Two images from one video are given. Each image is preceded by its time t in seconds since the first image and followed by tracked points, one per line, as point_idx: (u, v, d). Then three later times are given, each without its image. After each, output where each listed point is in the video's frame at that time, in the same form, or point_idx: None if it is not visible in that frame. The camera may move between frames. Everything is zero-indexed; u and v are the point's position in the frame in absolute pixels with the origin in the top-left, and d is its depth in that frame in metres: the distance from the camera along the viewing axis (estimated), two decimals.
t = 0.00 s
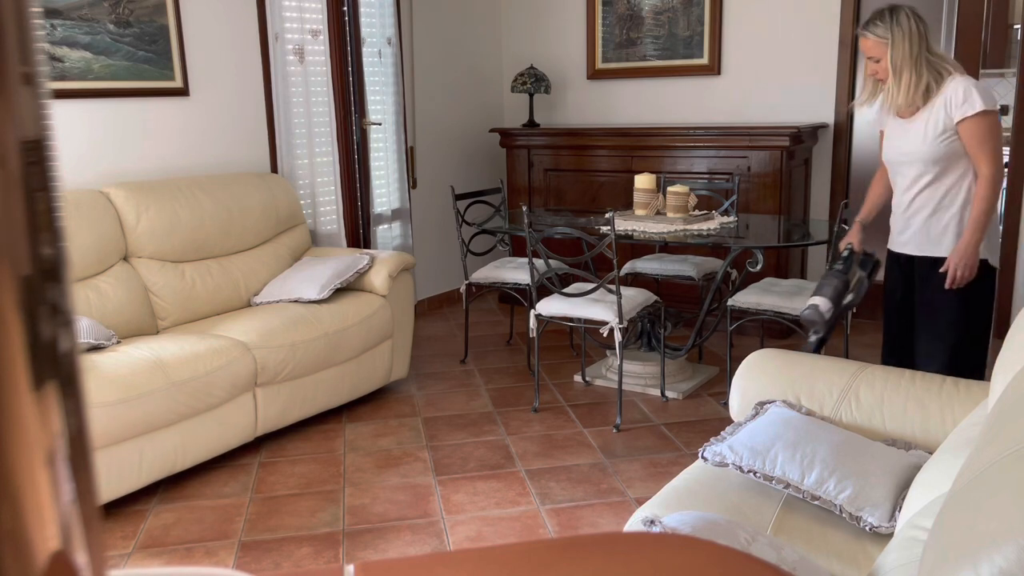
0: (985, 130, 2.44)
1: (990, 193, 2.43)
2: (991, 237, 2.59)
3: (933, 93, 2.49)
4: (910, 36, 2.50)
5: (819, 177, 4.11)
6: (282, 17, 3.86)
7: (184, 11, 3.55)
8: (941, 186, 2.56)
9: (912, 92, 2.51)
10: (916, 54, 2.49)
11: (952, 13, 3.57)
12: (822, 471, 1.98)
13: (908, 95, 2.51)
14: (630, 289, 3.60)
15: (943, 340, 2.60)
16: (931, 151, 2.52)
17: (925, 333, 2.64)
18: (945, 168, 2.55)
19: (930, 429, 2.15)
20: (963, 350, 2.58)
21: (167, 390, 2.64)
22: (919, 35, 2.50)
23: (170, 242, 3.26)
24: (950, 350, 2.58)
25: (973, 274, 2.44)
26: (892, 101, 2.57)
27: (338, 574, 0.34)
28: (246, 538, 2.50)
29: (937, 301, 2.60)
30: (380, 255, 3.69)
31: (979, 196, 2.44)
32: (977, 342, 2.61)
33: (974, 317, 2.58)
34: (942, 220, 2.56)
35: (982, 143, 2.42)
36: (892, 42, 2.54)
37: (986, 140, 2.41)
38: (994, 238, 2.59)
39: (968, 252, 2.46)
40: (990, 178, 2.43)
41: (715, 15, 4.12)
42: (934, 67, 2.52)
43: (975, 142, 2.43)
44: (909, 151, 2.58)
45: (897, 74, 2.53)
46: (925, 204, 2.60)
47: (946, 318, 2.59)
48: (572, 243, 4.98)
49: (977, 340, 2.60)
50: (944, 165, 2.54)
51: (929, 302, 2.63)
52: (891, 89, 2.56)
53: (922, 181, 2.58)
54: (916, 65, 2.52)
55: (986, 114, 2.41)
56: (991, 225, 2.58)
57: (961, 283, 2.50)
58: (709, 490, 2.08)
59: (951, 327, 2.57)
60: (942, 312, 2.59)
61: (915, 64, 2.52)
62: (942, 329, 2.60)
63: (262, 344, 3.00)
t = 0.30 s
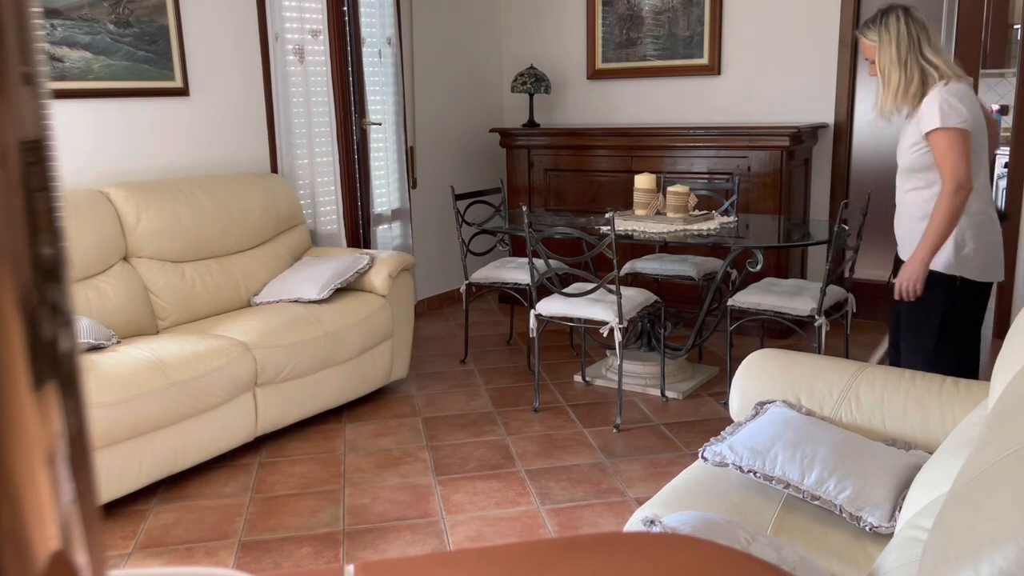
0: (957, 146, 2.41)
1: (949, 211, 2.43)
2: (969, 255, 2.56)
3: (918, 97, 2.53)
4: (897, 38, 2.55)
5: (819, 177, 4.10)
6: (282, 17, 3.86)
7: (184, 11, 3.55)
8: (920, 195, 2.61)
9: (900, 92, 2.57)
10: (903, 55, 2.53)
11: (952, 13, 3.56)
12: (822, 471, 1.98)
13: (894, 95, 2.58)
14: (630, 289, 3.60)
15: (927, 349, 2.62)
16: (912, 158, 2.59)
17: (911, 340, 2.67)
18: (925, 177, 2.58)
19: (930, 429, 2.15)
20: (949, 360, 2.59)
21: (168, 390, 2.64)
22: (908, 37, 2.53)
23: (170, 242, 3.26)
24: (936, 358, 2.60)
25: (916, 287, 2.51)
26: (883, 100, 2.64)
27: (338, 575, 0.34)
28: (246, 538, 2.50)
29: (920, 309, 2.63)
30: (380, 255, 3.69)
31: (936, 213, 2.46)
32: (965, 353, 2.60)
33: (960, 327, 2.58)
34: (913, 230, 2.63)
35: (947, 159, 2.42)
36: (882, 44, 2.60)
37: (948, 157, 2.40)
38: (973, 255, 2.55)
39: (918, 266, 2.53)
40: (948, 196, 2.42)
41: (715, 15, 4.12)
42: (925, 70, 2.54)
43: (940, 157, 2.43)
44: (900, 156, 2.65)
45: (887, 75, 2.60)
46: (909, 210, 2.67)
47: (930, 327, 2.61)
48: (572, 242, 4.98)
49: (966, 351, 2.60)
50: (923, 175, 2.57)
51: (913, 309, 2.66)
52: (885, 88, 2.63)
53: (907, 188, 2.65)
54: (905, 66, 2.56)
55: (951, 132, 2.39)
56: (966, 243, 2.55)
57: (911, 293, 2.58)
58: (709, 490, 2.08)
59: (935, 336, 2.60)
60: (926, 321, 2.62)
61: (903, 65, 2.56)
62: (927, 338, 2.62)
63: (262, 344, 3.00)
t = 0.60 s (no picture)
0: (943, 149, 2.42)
1: (929, 213, 2.44)
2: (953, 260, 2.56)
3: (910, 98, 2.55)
4: (889, 40, 2.56)
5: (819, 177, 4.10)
6: (282, 17, 3.86)
7: (184, 11, 3.55)
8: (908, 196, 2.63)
9: (894, 91, 2.60)
10: (896, 56, 2.55)
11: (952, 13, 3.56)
12: (822, 471, 1.98)
13: (887, 95, 2.60)
14: (630, 289, 3.60)
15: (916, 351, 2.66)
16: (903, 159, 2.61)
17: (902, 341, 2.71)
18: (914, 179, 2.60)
19: (930, 429, 2.15)
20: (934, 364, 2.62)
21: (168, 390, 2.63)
22: (900, 39, 2.54)
23: (170, 242, 3.26)
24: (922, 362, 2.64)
25: (889, 284, 2.56)
26: (879, 99, 2.66)
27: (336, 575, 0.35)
28: (246, 538, 2.50)
29: (911, 310, 2.68)
30: (380, 255, 3.69)
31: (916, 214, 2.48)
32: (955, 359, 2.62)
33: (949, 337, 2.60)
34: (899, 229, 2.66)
35: (930, 161, 2.42)
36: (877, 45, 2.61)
37: (929, 159, 2.41)
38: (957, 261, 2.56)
39: (894, 263, 2.57)
40: (927, 199, 2.44)
41: (715, 15, 4.12)
42: (919, 72, 2.54)
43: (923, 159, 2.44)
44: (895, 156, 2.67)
45: (883, 75, 2.62)
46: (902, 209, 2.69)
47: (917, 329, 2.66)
48: (572, 243, 4.98)
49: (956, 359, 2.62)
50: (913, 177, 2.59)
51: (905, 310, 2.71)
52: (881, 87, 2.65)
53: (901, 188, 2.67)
54: (898, 67, 2.57)
55: (935, 134, 2.40)
56: (947, 248, 2.56)
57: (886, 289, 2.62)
58: (709, 490, 2.08)
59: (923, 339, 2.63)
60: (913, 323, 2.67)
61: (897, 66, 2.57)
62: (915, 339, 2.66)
63: (262, 344, 3.00)
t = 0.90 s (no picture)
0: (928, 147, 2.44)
1: (914, 212, 2.47)
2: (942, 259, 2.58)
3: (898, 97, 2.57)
4: (876, 41, 2.59)
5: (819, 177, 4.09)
6: (282, 17, 3.86)
7: (184, 10, 3.55)
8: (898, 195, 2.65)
9: (882, 91, 2.61)
10: (882, 57, 2.57)
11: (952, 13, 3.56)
12: (822, 471, 1.98)
13: (875, 94, 2.62)
14: (630, 289, 3.60)
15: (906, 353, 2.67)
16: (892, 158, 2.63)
17: (891, 342, 2.72)
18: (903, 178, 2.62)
19: (930, 429, 2.16)
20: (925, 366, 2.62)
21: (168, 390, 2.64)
22: (887, 40, 2.56)
23: (170, 242, 3.26)
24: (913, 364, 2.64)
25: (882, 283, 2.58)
26: (869, 100, 2.68)
27: None
28: (246, 538, 2.50)
29: (900, 311, 2.69)
30: (380, 255, 3.69)
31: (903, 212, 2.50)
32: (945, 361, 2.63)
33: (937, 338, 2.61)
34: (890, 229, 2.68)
35: (916, 159, 2.45)
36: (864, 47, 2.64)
37: (914, 157, 2.44)
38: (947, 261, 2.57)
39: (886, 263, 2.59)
40: (913, 197, 2.46)
41: (715, 15, 4.11)
42: (906, 71, 2.56)
43: (909, 157, 2.46)
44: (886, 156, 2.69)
45: (871, 75, 2.64)
46: (894, 209, 2.71)
47: (906, 331, 2.67)
48: (572, 243, 4.98)
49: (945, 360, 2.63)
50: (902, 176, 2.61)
51: (893, 312, 2.72)
52: (870, 87, 2.66)
53: (892, 188, 2.69)
54: (886, 67, 2.60)
55: (919, 132, 2.42)
56: (936, 246, 2.58)
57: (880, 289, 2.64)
58: (709, 491, 2.08)
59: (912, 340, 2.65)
60: (902, 325, 2.68)
61: (885, 66, 2.60)
62: (906, 341, 2.67)
63: (262, 344, 3.00)
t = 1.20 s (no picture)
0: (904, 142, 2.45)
1: (892, 206, 2.48)
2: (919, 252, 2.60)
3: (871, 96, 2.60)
4: (847, 43, 2.63)
5: (820, 177, 4.10)
6: (282, 17, 3.86)
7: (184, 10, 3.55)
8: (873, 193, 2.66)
9: (855, 91, 2.64)
10: (855, 59, 2.61)
11: (952, 13, 3.54)
12: (822, 471, 1.98)
13: (847, 94, 2.65)
14: (630, 289, 3.60)
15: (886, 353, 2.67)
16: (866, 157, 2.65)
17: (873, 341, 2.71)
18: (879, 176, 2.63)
19: (930, 429, 2.16)
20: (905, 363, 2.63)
21: (168, 390, 2.64)
22: (858, 42, 2.61)
23: (170, 242, 3.26)
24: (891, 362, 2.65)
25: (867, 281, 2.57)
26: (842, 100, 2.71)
27: None
28: (246, 538, 2.50)
29: (874, 312, 2.70)
30: (380, 255, 3.69)
31: (882, 208, 2.51)
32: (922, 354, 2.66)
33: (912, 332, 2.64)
34: (867, 227, 2.69)
35: (892, 154, 2.46)
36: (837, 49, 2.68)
37: (891, 152, 2.45)
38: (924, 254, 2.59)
39: (869, 261, 2.57)
40: (892, 191, 2.47)
41: (715, 15, 4.11)
42: (877, 72, 2.60)
43: (885, 152, 2.48)
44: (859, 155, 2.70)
45: (843, 75, 2.67)
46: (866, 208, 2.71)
47: (883, 331, 2.67)
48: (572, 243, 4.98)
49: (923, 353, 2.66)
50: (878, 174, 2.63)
51: (868, 313, 2.72)
52: (842, 87, 2.69)
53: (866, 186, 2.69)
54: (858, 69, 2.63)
55: (895, 127, 2.44)
56: (914, 240, 2.59)
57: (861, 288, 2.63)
58: (709, 490, 2.08)
59: (889, 339, 2.65)
60: (878, 325, 2.69)
61: (856, 67, 2.63)
62: (886, 341, 2.66)
63: (262, 344, 3.01)
